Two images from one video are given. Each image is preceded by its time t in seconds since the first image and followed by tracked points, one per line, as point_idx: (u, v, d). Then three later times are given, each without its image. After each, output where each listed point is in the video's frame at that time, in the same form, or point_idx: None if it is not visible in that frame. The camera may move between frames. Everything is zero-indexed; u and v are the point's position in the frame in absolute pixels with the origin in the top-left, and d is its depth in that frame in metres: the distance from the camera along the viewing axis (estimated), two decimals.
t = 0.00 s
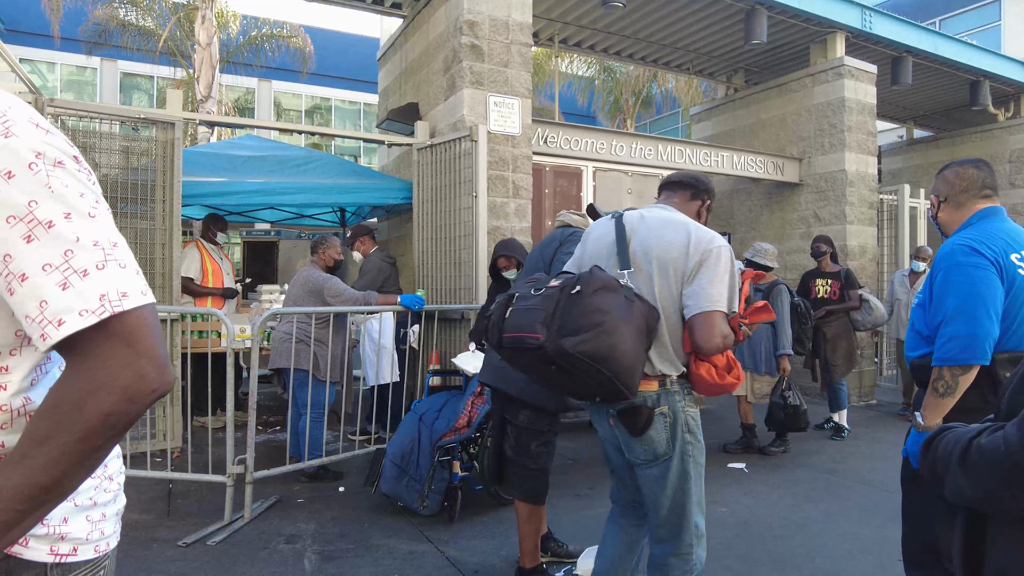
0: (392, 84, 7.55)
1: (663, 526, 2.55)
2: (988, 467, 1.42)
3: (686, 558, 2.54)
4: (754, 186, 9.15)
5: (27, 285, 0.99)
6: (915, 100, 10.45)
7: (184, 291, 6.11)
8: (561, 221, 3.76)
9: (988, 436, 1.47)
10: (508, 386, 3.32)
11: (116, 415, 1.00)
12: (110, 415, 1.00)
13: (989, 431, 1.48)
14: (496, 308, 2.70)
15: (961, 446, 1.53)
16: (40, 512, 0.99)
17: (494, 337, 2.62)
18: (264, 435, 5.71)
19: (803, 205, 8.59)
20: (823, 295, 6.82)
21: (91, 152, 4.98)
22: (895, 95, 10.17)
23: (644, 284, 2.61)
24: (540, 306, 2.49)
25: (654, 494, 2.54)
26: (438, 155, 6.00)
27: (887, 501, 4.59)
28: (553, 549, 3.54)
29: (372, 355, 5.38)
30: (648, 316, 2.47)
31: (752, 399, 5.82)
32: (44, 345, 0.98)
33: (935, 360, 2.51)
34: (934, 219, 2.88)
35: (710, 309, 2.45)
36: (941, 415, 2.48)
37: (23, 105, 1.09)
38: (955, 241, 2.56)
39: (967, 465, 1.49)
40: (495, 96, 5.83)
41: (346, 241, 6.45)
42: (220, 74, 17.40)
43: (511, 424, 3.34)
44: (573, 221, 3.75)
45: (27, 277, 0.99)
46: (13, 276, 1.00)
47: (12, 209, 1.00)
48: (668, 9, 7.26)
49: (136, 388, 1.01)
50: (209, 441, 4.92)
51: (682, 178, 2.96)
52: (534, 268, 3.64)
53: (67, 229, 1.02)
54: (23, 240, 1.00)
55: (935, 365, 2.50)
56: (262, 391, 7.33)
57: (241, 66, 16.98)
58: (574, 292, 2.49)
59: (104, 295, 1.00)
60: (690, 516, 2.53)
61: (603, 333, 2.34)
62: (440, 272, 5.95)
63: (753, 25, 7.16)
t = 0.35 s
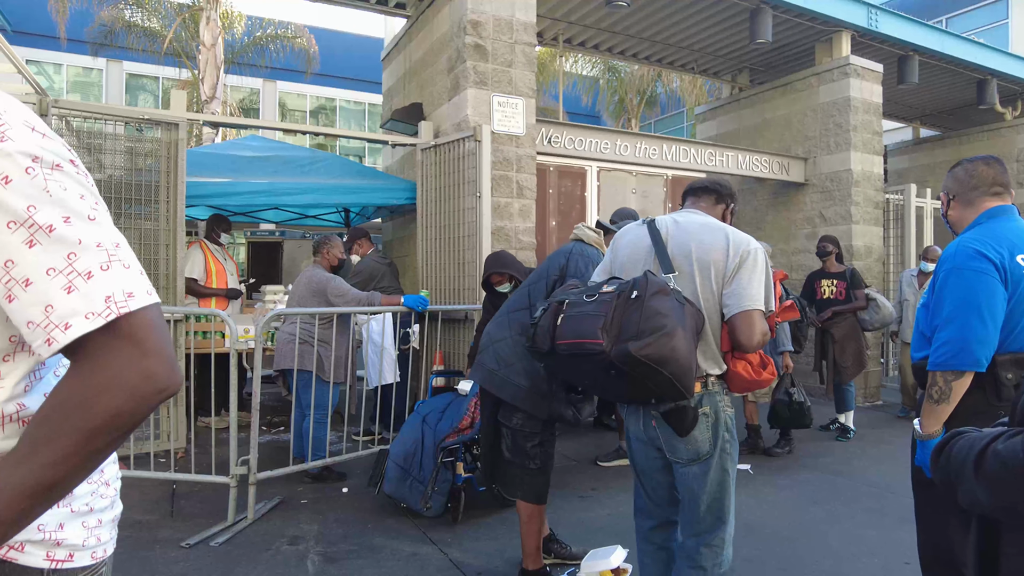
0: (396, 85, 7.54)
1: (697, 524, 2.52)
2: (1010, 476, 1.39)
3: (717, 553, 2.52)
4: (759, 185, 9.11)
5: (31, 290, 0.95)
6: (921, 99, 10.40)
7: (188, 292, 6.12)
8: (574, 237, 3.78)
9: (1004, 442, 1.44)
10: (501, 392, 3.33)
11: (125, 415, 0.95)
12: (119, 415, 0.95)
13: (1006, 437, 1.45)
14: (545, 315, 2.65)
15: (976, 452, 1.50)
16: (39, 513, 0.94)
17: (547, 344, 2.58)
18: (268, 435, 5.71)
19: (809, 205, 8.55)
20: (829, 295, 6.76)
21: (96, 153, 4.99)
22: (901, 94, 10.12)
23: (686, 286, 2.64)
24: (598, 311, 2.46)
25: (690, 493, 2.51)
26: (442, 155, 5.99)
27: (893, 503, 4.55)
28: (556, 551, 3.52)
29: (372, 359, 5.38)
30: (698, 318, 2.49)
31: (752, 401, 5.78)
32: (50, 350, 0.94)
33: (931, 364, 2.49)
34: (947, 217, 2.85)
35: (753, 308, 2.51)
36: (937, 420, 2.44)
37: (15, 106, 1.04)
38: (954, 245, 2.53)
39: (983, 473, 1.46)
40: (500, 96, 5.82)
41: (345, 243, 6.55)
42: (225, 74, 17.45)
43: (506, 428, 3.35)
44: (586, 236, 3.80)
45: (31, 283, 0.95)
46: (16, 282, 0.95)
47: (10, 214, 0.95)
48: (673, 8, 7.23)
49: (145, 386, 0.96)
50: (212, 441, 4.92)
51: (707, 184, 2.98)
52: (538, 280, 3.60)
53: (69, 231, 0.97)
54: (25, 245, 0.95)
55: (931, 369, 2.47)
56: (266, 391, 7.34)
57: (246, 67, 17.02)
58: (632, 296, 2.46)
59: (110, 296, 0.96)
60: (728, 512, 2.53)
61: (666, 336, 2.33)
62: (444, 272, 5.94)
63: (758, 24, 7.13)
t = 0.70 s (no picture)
0: (399, 85, 7.55)
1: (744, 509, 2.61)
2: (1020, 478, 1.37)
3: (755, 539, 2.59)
4: (763, 185, 9.08)
5: (45, 283, 0.92)
6: (926, 98, 10.35)
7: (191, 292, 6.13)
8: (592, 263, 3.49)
9: (1016, 447, 1.42)
10: (506, 399, 3.32)
11: (149, 396, 0.93)
12: (143, 396, 0.92)
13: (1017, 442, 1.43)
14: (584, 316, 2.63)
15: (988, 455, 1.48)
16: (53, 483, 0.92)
17: (587, 345, 2.58)
18: (271, 436, 5.71)
19: (813, 204, 8.52)
20: (833, 296, 6.73)
21: (99, 153, 5.00)
22: (906, 93, 10.08)
23: (719, 285, 2.70)
24: (641, 311, 2.46)
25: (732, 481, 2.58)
26: (445, 155, 5.99)
27: (900, 504, 4.53)
28: (559, 552, 3.51)
29: (377, 358, 5.52)
30: (734, 316, 2.54)
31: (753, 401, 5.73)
32: (74, 341, 0.91)
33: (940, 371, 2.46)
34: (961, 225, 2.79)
35: (782, 305, 2.60)
36: (949, 429, 2.41)
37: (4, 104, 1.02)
38: (967, 251, 2.49)
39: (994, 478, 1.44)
40: (503, 96, 5.81)
41: (349, 244, 6.50)
42: (229, 75, 17.48)
43: (518, 435, 3.30)
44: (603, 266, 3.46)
45: (45, 276, 0.93)
46: (28, 275, 0.93)
47: (12, 210, 0.93)
48: (677, 8, 7.21)
49: (169, 368, 0.93)
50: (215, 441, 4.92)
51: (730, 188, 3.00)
52: (544, 298, 3.46)
53: (73, 219, 0.96)
54: (32, 238, 0.93)
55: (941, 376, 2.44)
56: (270, 391, 7.34)
57: (250, 67, 17.04)
58: (673, 296, 2.48)
59: (125, 278, 0.94)
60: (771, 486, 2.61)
61: (711, 335, 2.37)
62: (447, 273, 5.93)
63: (762, 24, 7.12)
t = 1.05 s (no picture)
0: (401, 85, 7.55)
1: (759, 517, 2.77)
2: None
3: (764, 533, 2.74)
4: (767, 186, 9.06)
5: (75, 270, 0.92)
6: (930, 98, 10.32)
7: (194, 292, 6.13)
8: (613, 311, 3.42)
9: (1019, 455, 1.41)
10: (510, 405, 3.20)
11: (183, 366, 0.93)
12: (177, 365, 0.92)
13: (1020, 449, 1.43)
14: (643, 308, 2.71)
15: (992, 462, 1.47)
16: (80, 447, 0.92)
17: (644, 337, 2.64)
18: (274, 436, 5.72)
19: (816, 205, 8.50)
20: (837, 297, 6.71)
21: (103, 154, 5.01)
22: (910, 93, 10.06)
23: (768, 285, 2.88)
24: (706, 304, 2.55)
25: (763, 479, 2.72)
26: (447, 155, 5.99)
27: (904, 506, 4.51)
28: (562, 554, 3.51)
29: (379, 358, 5.52)
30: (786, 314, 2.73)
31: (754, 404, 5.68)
32: (110, 323, 0.90)
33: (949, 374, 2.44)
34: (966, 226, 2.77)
35: (830, 307, 2.78)
36: (960, 433, 2.38)
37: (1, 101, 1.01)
38: (976, 251, 2.47)
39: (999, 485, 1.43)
40: (505, 97, 5.80)
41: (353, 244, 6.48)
42: (232, 76, 17.50)
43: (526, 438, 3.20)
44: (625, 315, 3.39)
45: (74, 262, 0.92)
46: (57, 264, 0.92)
47: (28, 199, 0.92)
48: (680, 8, 7.20)
49: (205, 338, 0.94)
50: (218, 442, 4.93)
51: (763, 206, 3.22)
52: (558, 333, 3.31)
53: (90, 204, 0.95)
54: (53, 227, 0.92)
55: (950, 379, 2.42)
56: (272, 392, 7.35)
57: (253, 68, 17.07)
58: (738, 291, 2.59)
59: (151, 253, 0.94)
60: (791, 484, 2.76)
61: (774, 329, 2.52)
62: (449, 274, 5.93)
63: (765, 24, 7.10)
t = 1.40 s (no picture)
0: (403, 87, 7.57)
1: (777, 505, 2.84)
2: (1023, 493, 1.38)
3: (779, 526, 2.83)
4: (768, 186, 9.07)
5: (62, 269, 0.92)
6: (932, 99, 10.32)
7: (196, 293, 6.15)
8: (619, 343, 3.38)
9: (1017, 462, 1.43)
10: (515, 420, 3.12)
11: (179, 365, 0.94)
12: (173, 364, 0.94)
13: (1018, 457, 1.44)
14: (682, 313, 2.91)
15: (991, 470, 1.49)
16: (83, 455, 0.93)
17: (685, 339, 2.85)
18: (277, 437, 5.74)
19: (818, 205, 8.50)
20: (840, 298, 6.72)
21: (106, 155, 5.02)
22: (912, 93, 10.05)
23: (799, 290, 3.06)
24: (742, 308, 2.74)
25: (779, 470, 2.83)
26: (449, 156, 6.00)
27: (906, 507, 4.51)
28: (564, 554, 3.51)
29: (382, 359, 5.55)
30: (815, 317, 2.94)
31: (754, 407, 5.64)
32: (101, 322, 0.91)
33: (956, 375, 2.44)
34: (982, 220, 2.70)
35: (856, 310, 2.99)
36: (966, 434, 2.39)
37: None
38: (984, 251, 2.46)
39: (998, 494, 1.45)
40: (507, 98, 5.81)
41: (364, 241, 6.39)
42: (235, 77, 17.55)
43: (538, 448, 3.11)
44: (631, 358, 3.31)
45: (61, 260, 0.92)
46: (43, 262, 0.92)
47: (11, 197, 0.92)
48: (682, 8, 7.20)
49: (199, 336, 0.95)
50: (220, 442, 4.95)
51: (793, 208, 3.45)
52: (562, 355, 3.27)
53: (76, 201, 0.95)
54: (38, 225, 0.93)
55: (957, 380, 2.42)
56: (275, 392, 7.37)
57: (256, 69, 17.12)
58: (771, 295, 2.76)
59: (141, 250, 0.95)
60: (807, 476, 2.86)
61: (807, 331, 2.68)
62: (451, 274, 5.94)
63: (767, 24, 7.10)
